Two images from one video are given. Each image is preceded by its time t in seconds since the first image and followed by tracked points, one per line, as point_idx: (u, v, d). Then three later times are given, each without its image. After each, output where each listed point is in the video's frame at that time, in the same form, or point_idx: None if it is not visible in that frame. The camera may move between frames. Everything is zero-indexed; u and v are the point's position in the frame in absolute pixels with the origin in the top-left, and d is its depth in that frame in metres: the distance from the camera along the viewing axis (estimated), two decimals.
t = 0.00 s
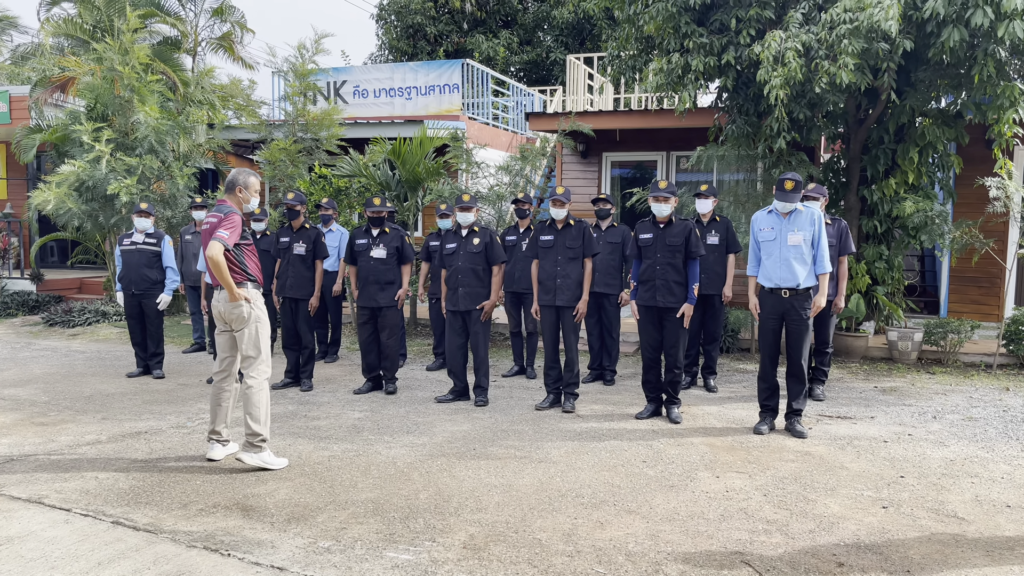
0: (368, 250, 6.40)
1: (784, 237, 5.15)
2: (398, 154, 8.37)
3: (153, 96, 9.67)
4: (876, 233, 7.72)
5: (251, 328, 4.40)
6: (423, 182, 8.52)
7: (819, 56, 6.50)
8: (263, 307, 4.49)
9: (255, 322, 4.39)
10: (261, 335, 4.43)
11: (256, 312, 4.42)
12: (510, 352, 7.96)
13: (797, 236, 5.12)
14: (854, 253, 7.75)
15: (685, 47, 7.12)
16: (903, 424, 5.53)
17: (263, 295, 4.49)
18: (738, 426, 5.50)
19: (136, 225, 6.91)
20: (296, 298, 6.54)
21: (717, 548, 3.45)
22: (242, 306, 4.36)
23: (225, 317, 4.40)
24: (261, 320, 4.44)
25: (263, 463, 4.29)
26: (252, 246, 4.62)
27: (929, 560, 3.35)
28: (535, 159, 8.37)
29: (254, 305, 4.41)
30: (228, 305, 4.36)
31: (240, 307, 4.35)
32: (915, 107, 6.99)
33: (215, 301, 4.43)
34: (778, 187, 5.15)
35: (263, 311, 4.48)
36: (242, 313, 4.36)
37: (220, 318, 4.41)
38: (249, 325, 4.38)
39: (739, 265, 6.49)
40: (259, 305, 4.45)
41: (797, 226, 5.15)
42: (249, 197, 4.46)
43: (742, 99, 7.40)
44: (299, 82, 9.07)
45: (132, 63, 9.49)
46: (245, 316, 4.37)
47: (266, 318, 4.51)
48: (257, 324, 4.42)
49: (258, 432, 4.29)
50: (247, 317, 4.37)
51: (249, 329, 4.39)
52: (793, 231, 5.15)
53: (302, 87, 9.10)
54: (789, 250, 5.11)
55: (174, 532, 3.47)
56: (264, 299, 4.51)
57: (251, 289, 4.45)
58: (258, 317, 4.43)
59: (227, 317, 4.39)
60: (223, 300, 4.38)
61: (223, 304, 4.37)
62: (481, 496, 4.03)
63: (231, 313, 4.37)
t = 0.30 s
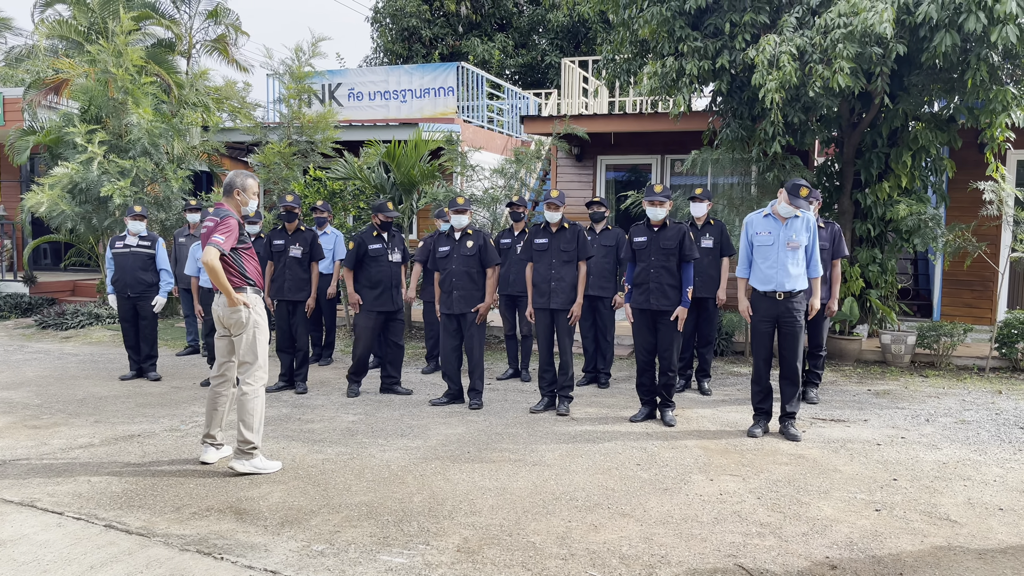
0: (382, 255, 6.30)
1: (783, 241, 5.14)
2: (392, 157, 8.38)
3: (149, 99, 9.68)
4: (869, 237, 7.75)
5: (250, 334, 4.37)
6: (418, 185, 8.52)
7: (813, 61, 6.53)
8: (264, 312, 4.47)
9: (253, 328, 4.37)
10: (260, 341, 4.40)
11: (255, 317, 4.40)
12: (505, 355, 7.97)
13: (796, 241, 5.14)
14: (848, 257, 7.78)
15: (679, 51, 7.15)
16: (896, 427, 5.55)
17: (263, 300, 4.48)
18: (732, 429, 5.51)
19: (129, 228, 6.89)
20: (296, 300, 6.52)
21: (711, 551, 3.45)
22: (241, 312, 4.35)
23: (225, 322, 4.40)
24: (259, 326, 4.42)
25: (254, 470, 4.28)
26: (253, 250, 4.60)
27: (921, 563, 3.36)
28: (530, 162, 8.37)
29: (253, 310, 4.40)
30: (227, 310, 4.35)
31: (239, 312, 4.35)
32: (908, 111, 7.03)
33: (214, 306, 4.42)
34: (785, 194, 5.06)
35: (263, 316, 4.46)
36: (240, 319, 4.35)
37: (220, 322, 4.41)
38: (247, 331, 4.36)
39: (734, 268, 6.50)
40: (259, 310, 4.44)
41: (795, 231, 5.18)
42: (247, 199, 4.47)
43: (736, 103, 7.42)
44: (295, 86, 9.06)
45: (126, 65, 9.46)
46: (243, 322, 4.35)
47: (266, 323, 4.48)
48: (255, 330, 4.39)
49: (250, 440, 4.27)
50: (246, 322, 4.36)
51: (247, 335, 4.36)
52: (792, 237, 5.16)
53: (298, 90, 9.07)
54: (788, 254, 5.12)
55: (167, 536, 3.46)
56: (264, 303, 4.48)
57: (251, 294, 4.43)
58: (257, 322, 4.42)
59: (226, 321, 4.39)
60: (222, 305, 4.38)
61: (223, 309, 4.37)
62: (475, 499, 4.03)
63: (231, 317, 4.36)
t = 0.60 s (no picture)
0: (392, 259, 6.35)
1: (792, 246, 5.23)
2: (387, 159, 8.38)
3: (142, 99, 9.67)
4: (863, 240, 7.78)
5: (241, 338, 4.35)
6: (413, 188, 8.52)
7: (808, 64, 6.54)
8: (257, 316, 4.46)
9: (247, 332, 4.36)
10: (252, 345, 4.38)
11: (248, 321, 4.38)
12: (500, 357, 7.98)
13: (799, 246, 5.30)
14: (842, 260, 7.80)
15: (675, 55, 7.17)
16: (890, 430, 5.57)
17: (258, 304, 4.47)
18: (727, 431, 5.52)
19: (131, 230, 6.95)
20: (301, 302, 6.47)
21: (705, 554, 3.46)
22: (235, 315, 4.34)
23: (218, 326, 4.38)
24: (253, 330, 4.40)
25: (243, 475, 4.27)
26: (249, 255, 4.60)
27: (914, 566, 3.37)
28: (525, 165, 8.36)
29: (248, 314, 4.39)
30: (222, 313, 4.34)
31: (234, 316, 4.33)
32: (902, 114, 7.04)
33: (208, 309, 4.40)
34: (800, 201, 5.13)
35: (257, 320, 4.45)
36: (232, 323, 4.33)
37: (214, 325, 4.39)
38: (239, 336, 4.34)
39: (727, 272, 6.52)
40: (254, 315, 4.43)
41: (797, 237, 5.31)
42: (246, 203, 4.47)
43: (731, 107, 7.44)
44: (290, 88, 9.06)
45: (120, 66, 9.43)
46: (236, 326, 4.34)
47: (259, 327, 4.47)
48: (248, 334, 4.37)
49: (241, 445, 4.26)
50: (239, 326, 4.35)
51: (239, 339, 4.34)
52: (796, 242, 5.28)
53: (293, 91, 9.08)
54: (795, 259, 5.24)
55: (161, 538, 3.45)
56: (259, 308, 4.48)
57: (246, 299, 4.42)
58: (251, 327, 4.40)
59: (220, 325, 4.38)
60: (217, 309, 4.36)
61: (217, 312, 4.36)
62: (471, 502, 4.03)
63: (225, 321, 4.34)
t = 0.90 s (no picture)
0: (389, 263, 6.36)
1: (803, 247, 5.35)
2: (384, 160, 8.40)
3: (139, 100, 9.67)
4: (858, 242, 7.80)
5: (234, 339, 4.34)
6: (409, 189, 8.52)
7: (803, 67, 6.56)
8: (251, 317, 4.46)
9: (241, 335, 4.36)
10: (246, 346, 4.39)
11: (243, 323, 4.38)
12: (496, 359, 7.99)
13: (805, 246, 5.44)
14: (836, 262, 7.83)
15: (671, 57, 7.18)
16: (884, 432, 5.58)
17: (253, 306, 4.48)
18: (722, 433, 5.53)
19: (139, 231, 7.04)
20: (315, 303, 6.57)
21: (700, 556, 3.46)
22: (231, 317, 4.34)
23: (213, 328, 4.38)
24: (247, 332, 4.40)
25: (238, 476, 4.27)
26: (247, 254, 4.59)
27: (907, 567, 3.39)
28: (522, 167, 8.35)
29: (243, 317, 4.39)
30: (217, 315, 4.33)
31: (229, 317, 4.33)
32: (896, 117, 7.05)
33: (203, 310, 4.40)
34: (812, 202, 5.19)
35: (251, 322, 4.45)
36: (225, 323, 4.33)
37: (208, 327, 4.38)
38: (233, 337, 4.34)
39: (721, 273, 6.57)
40: (249, 317, 4.43)
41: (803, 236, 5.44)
42: (241, 204, 4.45)
43: (727, 109, 7.46)
44: (285, 88, 9.06)
45: (117, 66, 9.42)
46: (229, 327, 4.33)
47: (253, 328, 4.48)
48: (243, 337, 4.37)
49: (236, 448, 4.26)
50: (234, 328, 4.34)
51: (233, 340, 4.34)
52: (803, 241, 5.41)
53: (288, 92, 9.08)
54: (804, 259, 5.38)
55: (155, 540, 3.44)
56: (254, 310, 4.47)
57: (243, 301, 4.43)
58: (245, 329, 4.39)
59: (215, 327, 4.37)
60: (212, 311, 4.36)
61: (212, 314, 4.35)
62: (466, 503, 4.03)
63: (219, 323, 4.34)
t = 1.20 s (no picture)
0: (387, 263, 6.36)
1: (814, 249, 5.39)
2: (381, 162, 8.42)
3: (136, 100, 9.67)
4: (854, 243, 7.82)
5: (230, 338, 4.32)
6: (406, 190, 8.52)
7: (800, 69, 6.58)
8: (247, 317, 4.44)
9: (237, 336, 4.33)
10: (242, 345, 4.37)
11: (239, 323, 4.36)
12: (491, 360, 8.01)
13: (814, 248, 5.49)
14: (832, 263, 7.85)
15: (668, 59, 7.18)
16: (880, 432, 5.60)
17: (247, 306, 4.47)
18: (719, 434, 5.54)
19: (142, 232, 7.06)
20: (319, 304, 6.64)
21: (696, 557, 3.47)
22: (227, 317, 4.30)
23: (209, 328, 4.35)
24: (243, 333, 4.38)
25: (234, 476, 4.27)
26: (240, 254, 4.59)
27: (904, 568, 3.40)
28: (519, 168, 8.31)
29: (238, 317, 4.36)
30: (212, 316, 4.30)
31: (224, 318, 4.29)
32: (892, 119, 7.10)
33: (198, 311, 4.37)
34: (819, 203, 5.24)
35: (246, 322, 4.43)
36: (220, 322, 4.30)
37: (204, 328, 4.36)
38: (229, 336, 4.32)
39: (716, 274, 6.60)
40: (245, 317, 4.40)
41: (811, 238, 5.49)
42: (235, 204, 4.45)
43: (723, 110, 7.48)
44: (282, 89, 9.05)
45: (115, 67, 9.43)
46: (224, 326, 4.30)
47: (249, 328, 4.45)
48: (239, 337, 4.34)
49: (232, 449, 4.25)
50: (230, 328, 4.32)
51: (228, 339, 4.31)
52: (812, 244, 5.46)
53: (285, 93, 9.06)
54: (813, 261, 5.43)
55: (152, 541, 3.44)
56: (249, 310, 4.46)
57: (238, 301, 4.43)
58: (240, 329, 4.37)
59: (211, 327, 4.35)
60: (207, 312, 4.33)
61: (207, 315, 4.32)
62: (463, 504, 4.03)
63: (215, 324, 4.31)
